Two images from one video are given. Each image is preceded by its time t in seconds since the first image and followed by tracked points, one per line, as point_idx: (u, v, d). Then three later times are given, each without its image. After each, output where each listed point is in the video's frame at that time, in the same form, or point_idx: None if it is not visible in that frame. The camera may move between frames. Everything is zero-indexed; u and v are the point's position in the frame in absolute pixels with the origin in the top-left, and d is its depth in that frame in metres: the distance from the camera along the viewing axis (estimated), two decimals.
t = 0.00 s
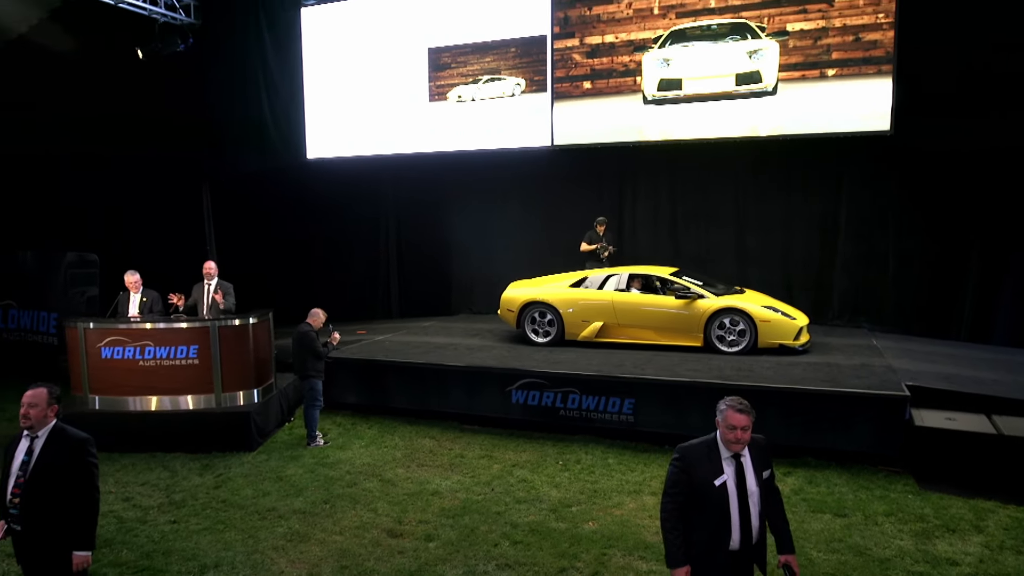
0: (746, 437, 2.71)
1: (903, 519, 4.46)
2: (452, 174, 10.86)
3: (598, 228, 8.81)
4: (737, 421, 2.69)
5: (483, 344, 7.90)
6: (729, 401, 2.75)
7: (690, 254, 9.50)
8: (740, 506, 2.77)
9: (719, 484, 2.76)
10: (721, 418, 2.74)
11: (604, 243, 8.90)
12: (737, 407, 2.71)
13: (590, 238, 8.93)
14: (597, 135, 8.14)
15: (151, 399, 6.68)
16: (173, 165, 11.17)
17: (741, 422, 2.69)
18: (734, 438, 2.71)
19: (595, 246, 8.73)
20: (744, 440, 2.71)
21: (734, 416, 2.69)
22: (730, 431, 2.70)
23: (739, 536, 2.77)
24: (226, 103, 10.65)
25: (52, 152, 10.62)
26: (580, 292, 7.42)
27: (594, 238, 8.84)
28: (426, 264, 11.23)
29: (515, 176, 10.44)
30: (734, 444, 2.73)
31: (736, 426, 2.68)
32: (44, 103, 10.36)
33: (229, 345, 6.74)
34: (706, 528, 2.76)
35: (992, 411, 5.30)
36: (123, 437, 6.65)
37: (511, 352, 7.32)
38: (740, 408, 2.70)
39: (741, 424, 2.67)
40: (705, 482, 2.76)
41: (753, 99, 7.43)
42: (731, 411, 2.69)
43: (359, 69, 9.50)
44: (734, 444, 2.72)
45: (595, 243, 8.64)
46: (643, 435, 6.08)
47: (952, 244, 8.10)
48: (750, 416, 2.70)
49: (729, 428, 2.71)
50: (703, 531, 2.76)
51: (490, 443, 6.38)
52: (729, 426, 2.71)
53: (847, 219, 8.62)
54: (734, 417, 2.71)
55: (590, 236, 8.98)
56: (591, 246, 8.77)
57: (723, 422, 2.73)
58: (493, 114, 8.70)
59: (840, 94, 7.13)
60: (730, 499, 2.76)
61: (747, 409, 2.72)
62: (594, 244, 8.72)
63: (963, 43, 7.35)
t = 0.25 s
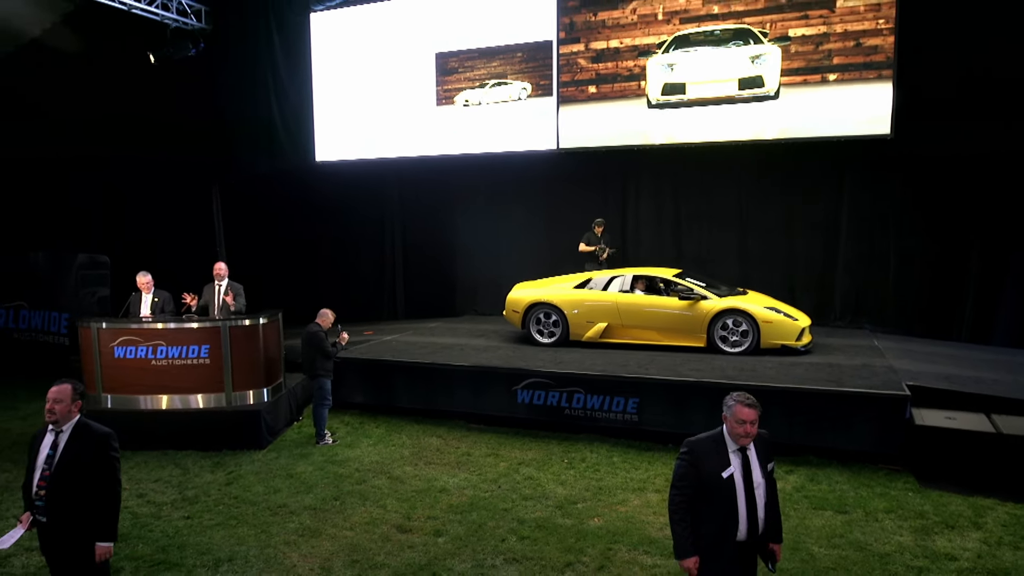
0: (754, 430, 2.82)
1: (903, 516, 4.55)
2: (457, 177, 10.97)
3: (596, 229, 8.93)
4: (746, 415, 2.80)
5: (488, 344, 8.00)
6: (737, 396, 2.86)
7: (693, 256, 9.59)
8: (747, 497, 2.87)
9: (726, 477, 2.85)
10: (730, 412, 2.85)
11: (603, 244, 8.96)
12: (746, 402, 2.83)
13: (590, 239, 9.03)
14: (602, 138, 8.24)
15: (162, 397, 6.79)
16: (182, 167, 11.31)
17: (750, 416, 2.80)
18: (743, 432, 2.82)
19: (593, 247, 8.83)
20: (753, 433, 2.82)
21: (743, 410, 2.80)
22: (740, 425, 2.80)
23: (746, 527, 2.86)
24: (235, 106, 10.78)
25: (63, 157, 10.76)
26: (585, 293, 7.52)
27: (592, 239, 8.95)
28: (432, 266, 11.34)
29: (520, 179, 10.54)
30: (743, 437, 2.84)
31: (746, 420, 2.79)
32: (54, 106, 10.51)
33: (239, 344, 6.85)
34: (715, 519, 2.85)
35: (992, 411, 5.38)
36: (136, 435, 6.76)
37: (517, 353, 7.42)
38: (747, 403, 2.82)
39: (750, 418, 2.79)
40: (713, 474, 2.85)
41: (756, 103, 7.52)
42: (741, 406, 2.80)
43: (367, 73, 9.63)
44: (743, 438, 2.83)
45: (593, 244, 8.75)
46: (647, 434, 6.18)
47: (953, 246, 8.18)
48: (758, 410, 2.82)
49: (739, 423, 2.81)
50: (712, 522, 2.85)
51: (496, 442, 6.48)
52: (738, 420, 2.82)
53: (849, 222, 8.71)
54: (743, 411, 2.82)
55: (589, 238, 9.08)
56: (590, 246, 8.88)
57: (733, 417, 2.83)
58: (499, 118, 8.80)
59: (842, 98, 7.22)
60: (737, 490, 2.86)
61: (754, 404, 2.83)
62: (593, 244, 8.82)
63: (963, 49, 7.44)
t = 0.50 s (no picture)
0: (756, 425, 2.91)
1: (902, 514, 4.63)
2: (461, 180, 11.07)
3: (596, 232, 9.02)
4: (749, 411, 2.88)
5: (492, 346, 8.09)
6: (739, 393, 2.94)
7: (695, 258, 9.67)
8: (750, 491, 2.95)
9: (730, 471, 2.93)
10: (733, 409, 2.92)
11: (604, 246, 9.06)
12: (748, 398, 2.90)
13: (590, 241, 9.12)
14: (604, 141, 8.34)
15: (171, 397, 6.88)
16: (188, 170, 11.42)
17: (752, 412, 2.88)
18: (746, 427, 2.90)
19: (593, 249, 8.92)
20: (756, 429, 2.90)
21: (746, 407, 2.88)
22: (743, 421, 2.88)
23: (750, 520, 2.95)
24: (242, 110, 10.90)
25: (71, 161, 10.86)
26: (588, 295, 7.60)
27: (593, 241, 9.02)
28: (436, 268, 11.43)
29: (523, 182, 10.64)
30: (745, 433, 2.92)
31: (749, 416, 2.87)
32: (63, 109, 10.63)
33: (247, 345, 6.94)
34: (718, 514, 2.93)
35: (989, 411, 5.46)
36: (145, 435, 6.85)
37: (520, 354, 7.51)
38: (750, 399, 2.90)
39: (752, 413, 2.87)
40: (716, 470, 2.93)
41: (757, 108, 7.62)
42: (744, 403, 2.88)
43: (372, 77, 9.74)
44: (746, 433, 2.91)
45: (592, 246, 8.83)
46: (650, 434, 6.26)
47: (953, 248, 8.26)
48: (760, 407, 2.89)
49: (741, 419, 2.89)
50: (716, 516, 2.93)
51: (500, 441, 6.56)
52: (741, 417, 2.90)
53: (850, 224, 8.79)
54: (745, 407, 2.90)
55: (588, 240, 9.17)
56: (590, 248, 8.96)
57: (736, 414, 2.90)
58: (503, 122, 8.90)
59: (842, 102, 7.31)
60: (741, 484, 2.94)
61: (755, 400, 2.91)
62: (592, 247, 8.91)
63: (962, 53, 7.53)
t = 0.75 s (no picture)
0: (751, 424, 3.00)
1: (899, 513, 4.72)
2: (464, 185, 11.19)
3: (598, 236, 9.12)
4: (744, 411, 2.96)
5: (495, 349, 8.19)
6: (734, 393, 3.03)
7: (695, 262, 9.77)
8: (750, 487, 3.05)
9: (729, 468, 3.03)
10: (728, 409, 3.01)
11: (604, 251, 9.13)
12: (743, 398, 2.99)
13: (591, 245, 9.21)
14: (606, 147, 8.46)
15: (179, 399, 6.98)
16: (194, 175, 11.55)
17: (746, 412, 2.97)
18: (741, 426, 2.99)
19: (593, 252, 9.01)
20: (751, 428, 3.00)
21: (741, 407, 2.96)
22: (738, 420, 2.97)
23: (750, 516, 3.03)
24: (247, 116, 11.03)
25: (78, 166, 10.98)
26: (589, 299, 7.70)
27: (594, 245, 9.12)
28: (439, 272, 11.53)
29: (526, 186, 10.75)
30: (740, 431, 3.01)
31: (743, 416, 2.96)
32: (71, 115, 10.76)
33: (254, 347, 7.04)
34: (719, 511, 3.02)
35: (985, 412, 5.55)
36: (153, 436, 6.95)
37: (523, 356, 7.60)
38: (745, 399, 2.98)
39: (747, 413, 2.95)
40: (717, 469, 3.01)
41: (756, 114, 7.74)
42: (739, 403, 2.96)
43: (378, 84, 9.87)
44: (741, 431, 3.00)
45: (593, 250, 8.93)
46: (651, 435, 6.35)
47: (950, 252, 8.36)
48: (755, 406, 2.98)
49: (737, 418, 2.98)
50: (716, 511, 3.02)
51: (503, 443, 6.65)
52: (736, 416, 2.99)
53: (848, 229, 8.89)
54: (740, 407, 2.99)
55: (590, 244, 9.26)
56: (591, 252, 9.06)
57: (731, 413, 2.99)
58: (506, 128, 9.03)
59: (839, 108, 7.43)
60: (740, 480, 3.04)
61: (750, 400, 2.99)
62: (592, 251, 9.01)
63: (959, 61, 7.64)
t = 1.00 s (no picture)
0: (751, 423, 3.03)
1: (896, 511, 4.80)
2: (466, 188, 11.28)
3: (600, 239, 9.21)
4: (743, 409, 3.02)
5: (497, 350, 8.27)
6: (734, 392, 3.11)
7: (695, 264, 9.86)
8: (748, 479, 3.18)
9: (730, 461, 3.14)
10: (728, 408, 3.08)
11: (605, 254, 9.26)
12: (742, 397, 3.06)
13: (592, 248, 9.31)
14: (607, 151, 8.55)
15: (186, 399, 7.06)
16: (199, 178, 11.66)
17: (746, 410, 3.01)
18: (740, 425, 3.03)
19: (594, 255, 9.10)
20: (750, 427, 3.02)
21: (740, 405, 3.02)
22: (738, 418, 3.02)
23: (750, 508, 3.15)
24: (252, 120, 11.14)
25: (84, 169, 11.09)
26: (591, 301, 7.79)
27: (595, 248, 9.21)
28: (441, 274, 11.62)
29: (527, 190, 10.85)
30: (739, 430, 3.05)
31: (742, 413, 3.00)
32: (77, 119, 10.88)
33: (260, 349, 7.13)
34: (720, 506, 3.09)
35: (981, 412, 5.63)
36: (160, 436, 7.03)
37: (525, 358, 7.69)
38: (744, 397, 3.06)
39: (745, 410, 3.00)
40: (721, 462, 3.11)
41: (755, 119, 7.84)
42: (738, 401, 3.04)
43: (382, 89, 9.97)
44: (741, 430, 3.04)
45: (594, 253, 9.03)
46: (652, 435, 6.43)
47: (948, 255, 8.46)
48: (753, 404, 3.05)
49: (735, 415, 3.04)
50: (717, 506, 3.10)
51: (506, 443, 6.73)
52: (735, 414, 3.04)
53: (847, 232, 8.98)
54: (739, 405, 3.05)
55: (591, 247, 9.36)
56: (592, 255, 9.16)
57: (731, 412, 3.06)
58: (508, 132, 9.13)
59: (837, 113, 7.52)
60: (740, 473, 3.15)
61: (749, 399, 3.07)
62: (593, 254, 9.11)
63: (956, 67, 7.75)
